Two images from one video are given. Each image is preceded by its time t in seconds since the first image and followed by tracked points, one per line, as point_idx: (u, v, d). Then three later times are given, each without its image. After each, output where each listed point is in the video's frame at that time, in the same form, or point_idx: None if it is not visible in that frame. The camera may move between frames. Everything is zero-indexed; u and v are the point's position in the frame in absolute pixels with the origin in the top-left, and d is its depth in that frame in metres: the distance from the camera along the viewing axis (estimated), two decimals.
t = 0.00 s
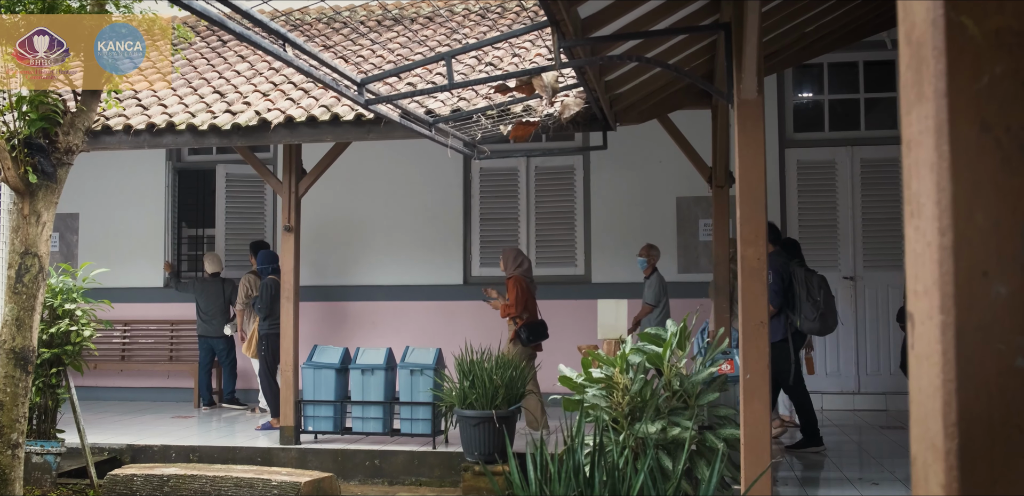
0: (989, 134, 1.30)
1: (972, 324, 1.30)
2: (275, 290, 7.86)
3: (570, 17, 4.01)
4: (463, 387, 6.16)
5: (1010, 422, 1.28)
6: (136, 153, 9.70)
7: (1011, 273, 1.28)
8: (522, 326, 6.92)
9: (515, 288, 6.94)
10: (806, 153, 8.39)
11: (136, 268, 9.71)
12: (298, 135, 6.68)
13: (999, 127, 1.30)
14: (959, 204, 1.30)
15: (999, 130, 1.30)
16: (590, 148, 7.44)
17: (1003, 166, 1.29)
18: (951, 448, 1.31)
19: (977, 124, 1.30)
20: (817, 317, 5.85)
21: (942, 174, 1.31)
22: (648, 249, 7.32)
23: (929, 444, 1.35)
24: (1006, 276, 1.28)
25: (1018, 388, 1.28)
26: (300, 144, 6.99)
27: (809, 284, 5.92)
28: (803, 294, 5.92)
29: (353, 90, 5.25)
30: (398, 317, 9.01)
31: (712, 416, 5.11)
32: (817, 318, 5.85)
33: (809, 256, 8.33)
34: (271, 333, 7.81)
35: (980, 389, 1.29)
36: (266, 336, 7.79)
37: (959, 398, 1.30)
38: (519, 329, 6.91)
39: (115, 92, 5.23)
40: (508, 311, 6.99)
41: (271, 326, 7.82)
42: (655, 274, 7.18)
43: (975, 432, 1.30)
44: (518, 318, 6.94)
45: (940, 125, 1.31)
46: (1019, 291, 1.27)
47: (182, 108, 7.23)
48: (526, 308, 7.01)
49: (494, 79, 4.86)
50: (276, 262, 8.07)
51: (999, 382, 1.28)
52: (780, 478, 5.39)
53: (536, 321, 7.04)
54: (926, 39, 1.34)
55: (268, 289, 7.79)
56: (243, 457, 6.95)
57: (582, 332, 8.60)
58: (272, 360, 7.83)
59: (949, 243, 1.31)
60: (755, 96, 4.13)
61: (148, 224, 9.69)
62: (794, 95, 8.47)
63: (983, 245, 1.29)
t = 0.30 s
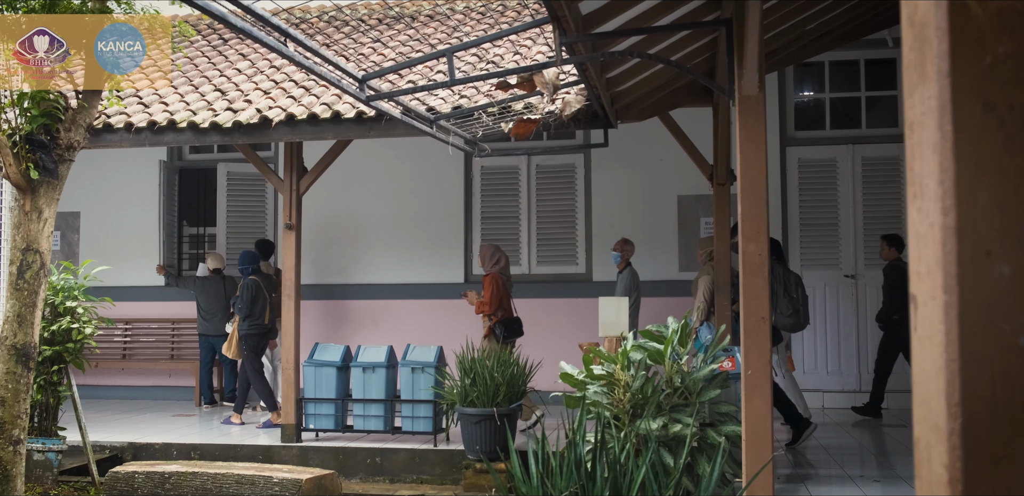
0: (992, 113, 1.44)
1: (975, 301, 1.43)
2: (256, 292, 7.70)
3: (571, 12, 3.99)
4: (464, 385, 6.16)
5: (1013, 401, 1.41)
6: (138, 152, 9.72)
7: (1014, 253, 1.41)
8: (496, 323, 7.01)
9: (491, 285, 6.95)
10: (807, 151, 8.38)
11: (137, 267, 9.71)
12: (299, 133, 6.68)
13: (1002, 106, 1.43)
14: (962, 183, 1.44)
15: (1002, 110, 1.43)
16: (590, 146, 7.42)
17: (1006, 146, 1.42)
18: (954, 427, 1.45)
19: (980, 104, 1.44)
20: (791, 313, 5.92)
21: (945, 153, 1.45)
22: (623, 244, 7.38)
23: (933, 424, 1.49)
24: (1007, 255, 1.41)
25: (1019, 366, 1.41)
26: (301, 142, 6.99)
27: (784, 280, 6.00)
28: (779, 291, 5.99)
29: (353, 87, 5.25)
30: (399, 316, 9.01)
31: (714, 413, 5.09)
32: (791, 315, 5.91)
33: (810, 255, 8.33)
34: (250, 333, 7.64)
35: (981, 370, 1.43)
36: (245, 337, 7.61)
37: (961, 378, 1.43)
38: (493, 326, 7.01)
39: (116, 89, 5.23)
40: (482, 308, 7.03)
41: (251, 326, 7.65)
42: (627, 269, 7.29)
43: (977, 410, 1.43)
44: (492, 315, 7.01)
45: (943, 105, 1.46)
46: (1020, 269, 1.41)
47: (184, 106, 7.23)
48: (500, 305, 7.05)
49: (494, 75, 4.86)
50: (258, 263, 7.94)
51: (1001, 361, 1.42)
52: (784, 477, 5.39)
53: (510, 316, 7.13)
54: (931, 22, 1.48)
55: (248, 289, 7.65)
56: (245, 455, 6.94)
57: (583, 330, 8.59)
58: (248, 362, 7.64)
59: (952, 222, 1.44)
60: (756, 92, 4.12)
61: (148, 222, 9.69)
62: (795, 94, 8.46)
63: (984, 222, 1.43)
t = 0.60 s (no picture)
0: (993, 93, 1.27)
1: (976, 283, 1.26)
2: (240, 288, 7.93)
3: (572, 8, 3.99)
4: (465, 382, 6.16)
5: (1016, 380, 1.24)
6: (139, 148, 9.70)
7: (1016, 231, 1.24)
8: (479, 320, 7.04)
9: (474, 282, 6.98)
10: (808, 149, 8.37)
11: (138, 266, 9.71)
12: (300, 131, 6.69)
13: (1003, 87, 1.26)
14: (961, 168, 1.27)
15: (1003, 89, 1.26)
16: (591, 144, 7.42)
17: (1007, 124, 1.25)
18: (955, 408, 1.27)
19: (979, 81, 1.28)
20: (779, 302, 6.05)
21: (944, 138, 1.29)
22: (598, 244, 7.51)
23: (932, 406, 1.33)
24: (1011, 237, 1.24)
25: None
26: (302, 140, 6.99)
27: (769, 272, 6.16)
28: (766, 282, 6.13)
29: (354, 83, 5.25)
30: (399, 315, 9.01)
31: (714, 411, 5.09)
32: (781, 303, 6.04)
33: (810, 253, 8.32)
34: (232, 328, 7.90)
35: (982, 348, 1.25)
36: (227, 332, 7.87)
37: (961, 355, 1.26)
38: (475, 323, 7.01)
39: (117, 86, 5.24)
40: (465, 304, 7.07)
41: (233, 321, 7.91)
42: (604, 268, 7.49)
43: (979, 394, 1.25)
44: (474, 312, 7.03)
45: (943, 86, 1.29)
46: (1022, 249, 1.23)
47: (184, 104, 7.23)
48: (482, 302, 7.09)
49: (494, 72, 4.86)
50: (242, 259, 8.08)
51: (1002, 339, 1.24)
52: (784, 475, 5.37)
53: (492, 313, 7.16)
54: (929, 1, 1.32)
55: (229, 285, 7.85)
56: (245, 453, 6.94)
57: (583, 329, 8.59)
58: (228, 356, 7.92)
59: (951, 206, 1.27)
60: (756, 89, 4.12)
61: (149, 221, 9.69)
62: (796, 92, 8.45)
63: (983, 207, 1.26)
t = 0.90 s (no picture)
0: (993, 80, 1.39)
1: (975, 268, 1.38)
2: (217, 288, 7.87)
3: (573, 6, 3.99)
4: (465, 381, 6.16)
5: (1013, 366, 1.36)
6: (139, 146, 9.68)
7: (1014, 218, 1.36)
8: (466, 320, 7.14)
9: (461, 282, 7.07)
10: (808, 148, 8.38)
11: (138, 265, 9.71)
12: (301, 129, 6.70)
13: (1002, 74, 1.39)
14: (962, 151, 1.40)
15: (1001, 77, 1.39)
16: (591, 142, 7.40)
17: (1008, 112, 1.38)
18: (954, 394, 1.39)
19: (979, 69, 1.40)
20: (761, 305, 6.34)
21: (946, 122, 1.41)
22: (575, 244, 7.57)
23: (933, 393, 1.44)
24: (1008, 222, 1.37)
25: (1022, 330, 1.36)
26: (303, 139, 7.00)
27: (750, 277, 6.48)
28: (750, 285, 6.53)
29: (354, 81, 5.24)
30: (400, 314, 9.01)
31: (715, 409, 5.09)
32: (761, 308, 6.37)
33: (810, 252, 8.32)
34: (211, 329, 7.79)
35: (983, 336, 1.38)
36: (207, 334, 7.76)
37: (961, 343, 1.38)
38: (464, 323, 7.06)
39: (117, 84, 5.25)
40: (452, 305, 7.16)
41: (212, 323, 7.80)
42: (582, 267, 7.44)
43: (977, 377, 1.38)
44: (462, 312, 7.13)
45: (943, 73, 1.42)
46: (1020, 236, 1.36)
47: (184, 103, 7.23)
48: (469, 303, 7.18)
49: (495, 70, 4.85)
50: (221, 260, 8.06)
51: (1003, 326, 1.37)
52: (785, 473, 5.38)
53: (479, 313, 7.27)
54: None
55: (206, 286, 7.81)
56: (245, 452, 6.95)
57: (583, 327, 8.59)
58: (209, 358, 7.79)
59: (951, 190, 1.40)
60: (757, 86, 4.11)
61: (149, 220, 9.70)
62: (796, 91, 8.45)
63: (983, 189, 1.39)
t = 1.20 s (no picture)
0: (991, 67, 1.40)
1: (975, 254, 1.38)
2: (189, 285, 7.81)
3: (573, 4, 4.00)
4: (466, 380, 6.16)
5: (1012, 351, 1.36)
6: (139, 145, 9.68)
7: (1013, 203, 1.37)
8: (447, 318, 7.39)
9: (445, 280, 7.34)
10: (808, 147, 8.38)
11: (139, 264, 9.72)
12: (301, 128, 6.70)
13: (1001, 61, 1.39)
14: (961, 137, 1.39)
15: (1000, 64, 1.39)
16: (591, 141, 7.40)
17: (1006, 98, 1.38)
18: (953, 380, 1.38)
19: (979, 56, 1.40)
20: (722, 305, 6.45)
21: (944, 108, 1.41)
22: (556, 241, 7.56)
23: (931, 380, 1.43)
24: (1007, 208, 1.37)
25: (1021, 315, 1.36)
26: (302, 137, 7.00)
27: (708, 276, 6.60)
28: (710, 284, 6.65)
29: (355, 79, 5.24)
30: (400, 313, 9.01)
31: (715, 406, 5.09)
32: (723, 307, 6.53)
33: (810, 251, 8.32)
34: (189, 326, 7.79)
35: (982, 323, 1.37)
36: (185, 331, 7.78)
37: (961, 329, 1.38)
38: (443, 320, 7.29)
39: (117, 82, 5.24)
40: (434, 302, 7.39)
41: (188, 320, 7.80)
42: (564, 266, 7.44)
43: (976, 362, 1.37)
44: (442, 310, 7.35)
45: (942, 61, 1.41)
46: (1020, 222, 1.36)
47: (184, 101, 7.23)
48: (449, 302, 7.41)
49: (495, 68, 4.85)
50: (198, 257, 8.06)
51: (1002, 312, 1.36)
52: (785, 471, 5.38)
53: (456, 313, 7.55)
54: None
55: (179, 283, 7.78)
56: (246, 450, 6.95)
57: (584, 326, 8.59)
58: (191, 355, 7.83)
59: (950, 177, 1.40)
60: (757, 83, 4.11)
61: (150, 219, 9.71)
62: (796, 90, 8.45)
63: (982, 175, 1.39)
